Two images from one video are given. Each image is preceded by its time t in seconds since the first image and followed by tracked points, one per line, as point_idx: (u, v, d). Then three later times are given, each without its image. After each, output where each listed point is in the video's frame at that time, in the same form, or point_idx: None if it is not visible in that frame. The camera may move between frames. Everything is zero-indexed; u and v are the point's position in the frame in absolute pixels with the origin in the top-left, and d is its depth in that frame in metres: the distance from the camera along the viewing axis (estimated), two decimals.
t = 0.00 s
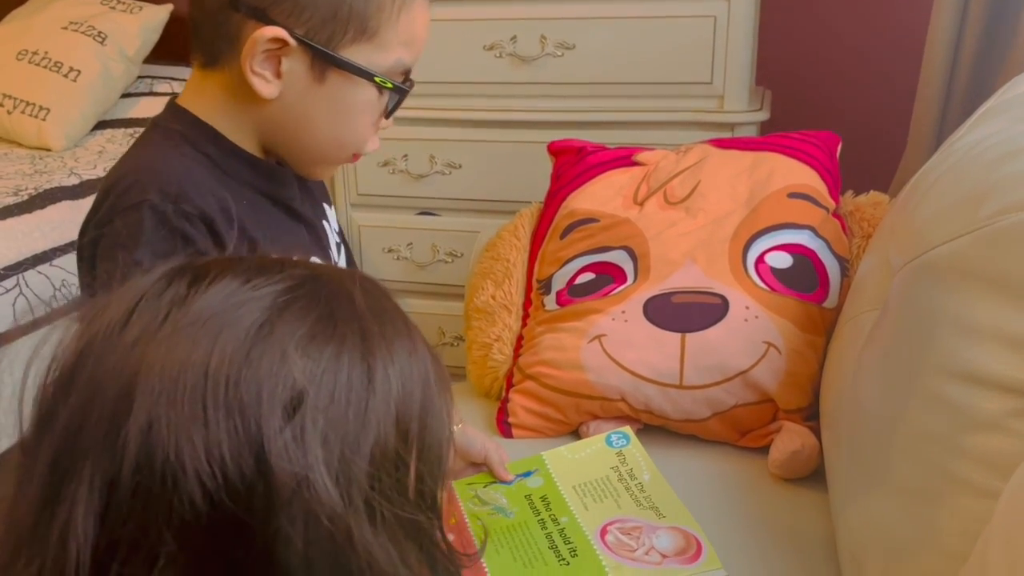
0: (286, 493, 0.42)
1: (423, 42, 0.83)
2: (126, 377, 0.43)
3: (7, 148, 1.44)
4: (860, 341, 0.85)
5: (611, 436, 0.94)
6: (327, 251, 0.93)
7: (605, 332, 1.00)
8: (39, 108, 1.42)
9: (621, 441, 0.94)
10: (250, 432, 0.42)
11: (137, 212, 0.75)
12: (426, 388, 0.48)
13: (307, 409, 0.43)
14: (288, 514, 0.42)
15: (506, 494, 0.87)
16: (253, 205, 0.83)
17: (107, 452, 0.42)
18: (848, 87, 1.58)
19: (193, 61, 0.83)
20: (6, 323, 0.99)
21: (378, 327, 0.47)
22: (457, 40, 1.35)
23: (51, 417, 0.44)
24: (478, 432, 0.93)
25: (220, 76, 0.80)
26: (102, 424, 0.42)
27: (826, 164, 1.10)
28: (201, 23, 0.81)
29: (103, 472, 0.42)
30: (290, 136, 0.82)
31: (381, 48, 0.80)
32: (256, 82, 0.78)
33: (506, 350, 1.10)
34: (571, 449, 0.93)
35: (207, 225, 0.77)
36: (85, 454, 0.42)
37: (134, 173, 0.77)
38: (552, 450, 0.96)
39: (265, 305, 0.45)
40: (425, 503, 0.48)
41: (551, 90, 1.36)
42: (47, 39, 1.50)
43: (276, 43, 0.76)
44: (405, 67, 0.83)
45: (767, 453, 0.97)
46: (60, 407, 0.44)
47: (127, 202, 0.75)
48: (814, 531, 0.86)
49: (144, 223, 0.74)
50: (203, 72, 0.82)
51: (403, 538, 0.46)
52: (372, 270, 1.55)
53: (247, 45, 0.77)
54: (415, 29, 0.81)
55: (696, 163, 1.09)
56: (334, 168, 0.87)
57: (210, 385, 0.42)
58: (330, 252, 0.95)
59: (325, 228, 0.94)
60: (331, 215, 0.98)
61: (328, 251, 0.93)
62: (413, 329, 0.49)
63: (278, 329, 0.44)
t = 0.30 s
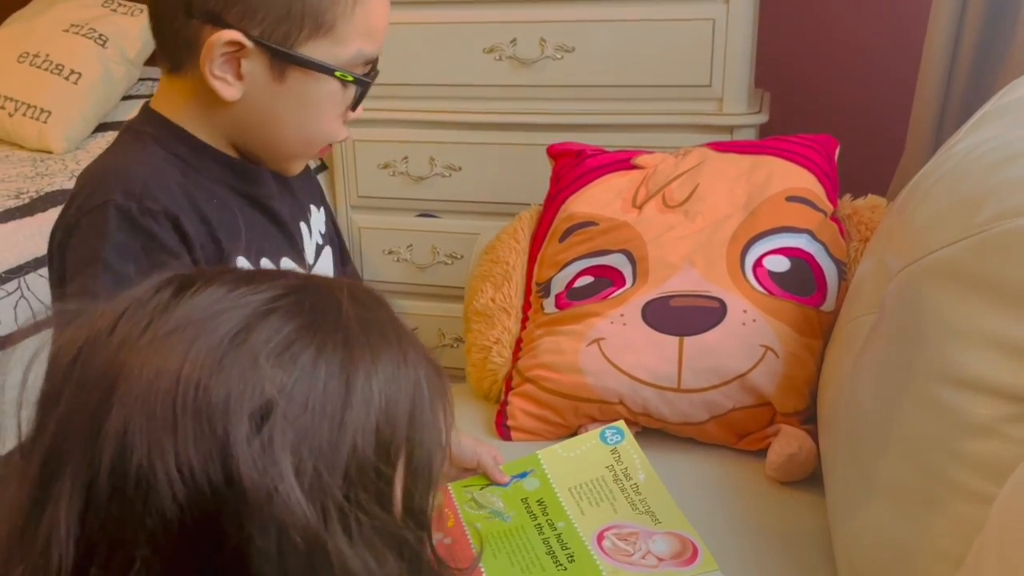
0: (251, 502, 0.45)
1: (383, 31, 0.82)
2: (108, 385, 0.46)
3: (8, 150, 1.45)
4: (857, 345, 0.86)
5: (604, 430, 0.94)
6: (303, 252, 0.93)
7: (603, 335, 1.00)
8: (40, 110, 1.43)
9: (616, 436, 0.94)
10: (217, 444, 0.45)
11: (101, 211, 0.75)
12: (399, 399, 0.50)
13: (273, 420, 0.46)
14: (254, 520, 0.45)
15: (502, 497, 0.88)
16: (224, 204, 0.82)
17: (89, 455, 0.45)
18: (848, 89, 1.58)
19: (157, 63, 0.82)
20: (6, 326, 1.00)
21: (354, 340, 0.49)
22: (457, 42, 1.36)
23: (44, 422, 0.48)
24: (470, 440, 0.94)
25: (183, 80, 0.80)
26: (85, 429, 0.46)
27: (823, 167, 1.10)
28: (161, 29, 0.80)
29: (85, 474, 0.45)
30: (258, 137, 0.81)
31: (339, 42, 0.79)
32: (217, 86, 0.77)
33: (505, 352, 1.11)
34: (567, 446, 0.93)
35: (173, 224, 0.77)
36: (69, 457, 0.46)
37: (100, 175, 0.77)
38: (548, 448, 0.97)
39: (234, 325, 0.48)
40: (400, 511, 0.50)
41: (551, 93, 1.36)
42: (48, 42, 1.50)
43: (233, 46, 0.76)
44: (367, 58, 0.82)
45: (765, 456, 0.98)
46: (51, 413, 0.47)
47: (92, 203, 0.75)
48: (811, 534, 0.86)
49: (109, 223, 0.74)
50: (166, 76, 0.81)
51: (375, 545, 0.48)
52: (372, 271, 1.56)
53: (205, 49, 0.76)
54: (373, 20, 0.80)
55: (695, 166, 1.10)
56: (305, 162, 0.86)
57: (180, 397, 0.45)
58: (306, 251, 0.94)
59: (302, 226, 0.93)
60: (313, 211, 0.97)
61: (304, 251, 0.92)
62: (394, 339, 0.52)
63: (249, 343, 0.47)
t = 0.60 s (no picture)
0: None
1: (376, 44, 0.82)
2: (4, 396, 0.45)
3: (5, 151, 1.44)
4: (857, 346, 0.85)
5: (603, 433, 0.94)
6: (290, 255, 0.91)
7: (602, 337, 1.00)
8: (36, 111, 1.42)
9: (614, 438, 0.94)
10: None
11: (93, 208, 0.72)
12: (143, 368, 0.37)
13: None
14: None
15: (500, 499, 0.88)
16: (214, 203, 0.80)
17: None
18: (846, 89, 1.58)
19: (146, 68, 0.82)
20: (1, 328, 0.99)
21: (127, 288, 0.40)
22: (456, 43, 1.35)
23: None
24: (466, 440, 0.95)
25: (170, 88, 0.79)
26: None
27: (822, 168, 1.10)
28: (152, 35, 0.80)
29: None
30: (246, 147, 0.81)
31: (328, 56, 0.79)
32: (206, 96, 0.77)
33: (504, 354, 1.11)
34: (565, 448, 0.93)
35: (165, 220, 0.75)
36: None
37: (91, 173, 0.74)
38: (545, 450, 0.97)
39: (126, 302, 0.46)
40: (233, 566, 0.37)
41: (550, 93, 1.36)
42: (45, 42, 1.50)
43: (221, 57, 0.76)
44: (358, 71, 0.82)
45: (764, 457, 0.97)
46: None
47: (84, 200, 0.72)
48: (810, 536, 0.86)
49: (101, 218, 0.71)
50: (155, 83, 0.81)
51: None
52: (370, 272, 1.55)
53: (191, 61, 0.76)
54: (364, 32, 0.80)
55: (694, 166, 1.09)
56: (297, 174, 0.86)
57: None
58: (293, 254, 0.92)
59: (290, 227, 0.91)
60: (304, 213, 0.96)
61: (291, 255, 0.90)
62: (195, 291, 0.40)
63: None
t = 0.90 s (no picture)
0: None
1: (368, 47, 0.81)
2: None
3: None
4: (857, 348, 0.85)
5: (601, 435, 0.94)
6: (279, 255, 0.89)
7: (600, 338, 0.99)
8: (31, 111, 1.42)
9: (613, 441, 0.93)
10: None
11: (83, 209, 0.71)
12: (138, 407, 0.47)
13: (16, 388, 0.49)
14: None
15: (497, 502, 0.87)
16: (205, 205, 0.80)
17: None
18: (846, 89, 1.57)
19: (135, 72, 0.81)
20: None
21: (127, 321, 0.50)
22: (453, 42, 1.34)
23: None
24: (464, 443, 0.94)
25: (159, 91, 0.78)
26: None
27: (822, 168, 1.09)
28: (140, 39, 0.79)
29: None
30: (237, 151, 0.80)
31: (319, 60, 0.78)
32: (194, 100, 0.76)
33: (501, 355, 1.10)
34: (563, 450, 0.92)
35: (154, 220, 0.74)
36: None
37: (79, 174, 0.73)
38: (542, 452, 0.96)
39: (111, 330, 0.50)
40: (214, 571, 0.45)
41: (548, 93, 1.35)
42: (39, 41, 1.49)
43: (210, 61, 0.75)
44: (349, 76, 0.81)
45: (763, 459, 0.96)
46: None
47: (73, 201, 0.72)
48: (809, 539, 0.85)
49: (92, 218, 0.71)
50: (143, 85, 0.80)
51: (98, 560, 0.45)
52: (366, 273, 1.54)
53: (180, 65, 0.75)
54: (357, 37, 0.79)
55: (693, 166, 1.09)
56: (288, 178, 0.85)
57: None
58: (282, 256, 0.90)
59: (279, 228, 0.90)
60: (293, 214, 0.94)
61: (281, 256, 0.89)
62: (187, 317, 0.51)
63: (52, 310, 0.53)
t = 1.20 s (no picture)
0: None
1: (368, 57, 0.80)
2: None
3: None
4: (852, 352, 0.85)
5: (597, 439, 0.94)
6: (278, 260, 0.89)
7: (595, 341, 0.99)
8: (26, 112, 1.42)
9: (608, 444, 0.93)
10: None
11: (81, 213, 0.71)
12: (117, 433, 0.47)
13: None
14: None
15: (493, 505, 0.87)
16: (203, 210, 0.80)
17: None
18: (841, 90, 1.57)
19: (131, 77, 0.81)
20: None
21: (93, 340, 0.50)
22: (449, 43, 1.34)
23: None
24: (460, 445, 0.94)
25: (156, 100, 0.78)
26: None
27: (818, 170, 1.09)
28: (135, 46, 0.79)
29: None
30: (232, 160, 0.80)
31: (315, 72, 0.78)
32: (190, 111, 0.75)
33: (497, 357, 1.10)
34: (559, 454, 0.92)
35: (153, 224, 0.74)
36: None
37: (78, 176, 0.73)
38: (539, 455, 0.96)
39: (77, 352, 0.49)
40: None
41: (544, 94, 1.35)
42: (35, 43, 1.48)
43: (206, 72, 0.74)
44: (347, 88, 0.80)
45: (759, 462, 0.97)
46: None
47: (71, 204, 0.72)
48: (805, 542, 0.85)
49: (89, 223, 0.71)
50: (140, 93, 0.80)
51: None
52: (362, 275, 1.54)
53: (176, 76, 0.74)
54: (355, 48, 0.78)
55: (689, 168, 1.08)
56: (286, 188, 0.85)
57: None
58: (281, 261, 0.90)
59: (277, 233, 0.90)
60: (291, 219, 0.94)
61: (280, 262, 0.89)
62: (155, 334, 0.51)
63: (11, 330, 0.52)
